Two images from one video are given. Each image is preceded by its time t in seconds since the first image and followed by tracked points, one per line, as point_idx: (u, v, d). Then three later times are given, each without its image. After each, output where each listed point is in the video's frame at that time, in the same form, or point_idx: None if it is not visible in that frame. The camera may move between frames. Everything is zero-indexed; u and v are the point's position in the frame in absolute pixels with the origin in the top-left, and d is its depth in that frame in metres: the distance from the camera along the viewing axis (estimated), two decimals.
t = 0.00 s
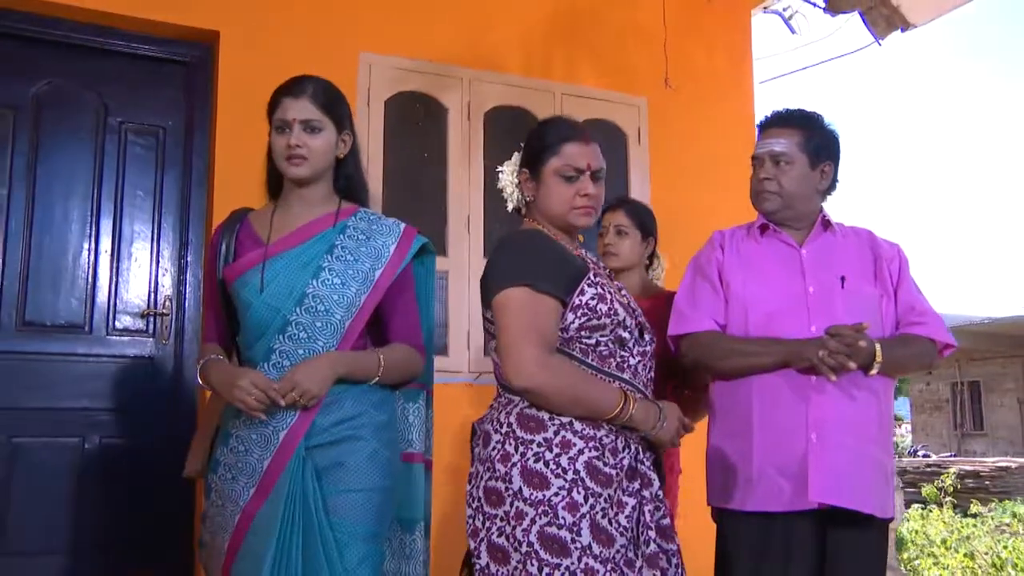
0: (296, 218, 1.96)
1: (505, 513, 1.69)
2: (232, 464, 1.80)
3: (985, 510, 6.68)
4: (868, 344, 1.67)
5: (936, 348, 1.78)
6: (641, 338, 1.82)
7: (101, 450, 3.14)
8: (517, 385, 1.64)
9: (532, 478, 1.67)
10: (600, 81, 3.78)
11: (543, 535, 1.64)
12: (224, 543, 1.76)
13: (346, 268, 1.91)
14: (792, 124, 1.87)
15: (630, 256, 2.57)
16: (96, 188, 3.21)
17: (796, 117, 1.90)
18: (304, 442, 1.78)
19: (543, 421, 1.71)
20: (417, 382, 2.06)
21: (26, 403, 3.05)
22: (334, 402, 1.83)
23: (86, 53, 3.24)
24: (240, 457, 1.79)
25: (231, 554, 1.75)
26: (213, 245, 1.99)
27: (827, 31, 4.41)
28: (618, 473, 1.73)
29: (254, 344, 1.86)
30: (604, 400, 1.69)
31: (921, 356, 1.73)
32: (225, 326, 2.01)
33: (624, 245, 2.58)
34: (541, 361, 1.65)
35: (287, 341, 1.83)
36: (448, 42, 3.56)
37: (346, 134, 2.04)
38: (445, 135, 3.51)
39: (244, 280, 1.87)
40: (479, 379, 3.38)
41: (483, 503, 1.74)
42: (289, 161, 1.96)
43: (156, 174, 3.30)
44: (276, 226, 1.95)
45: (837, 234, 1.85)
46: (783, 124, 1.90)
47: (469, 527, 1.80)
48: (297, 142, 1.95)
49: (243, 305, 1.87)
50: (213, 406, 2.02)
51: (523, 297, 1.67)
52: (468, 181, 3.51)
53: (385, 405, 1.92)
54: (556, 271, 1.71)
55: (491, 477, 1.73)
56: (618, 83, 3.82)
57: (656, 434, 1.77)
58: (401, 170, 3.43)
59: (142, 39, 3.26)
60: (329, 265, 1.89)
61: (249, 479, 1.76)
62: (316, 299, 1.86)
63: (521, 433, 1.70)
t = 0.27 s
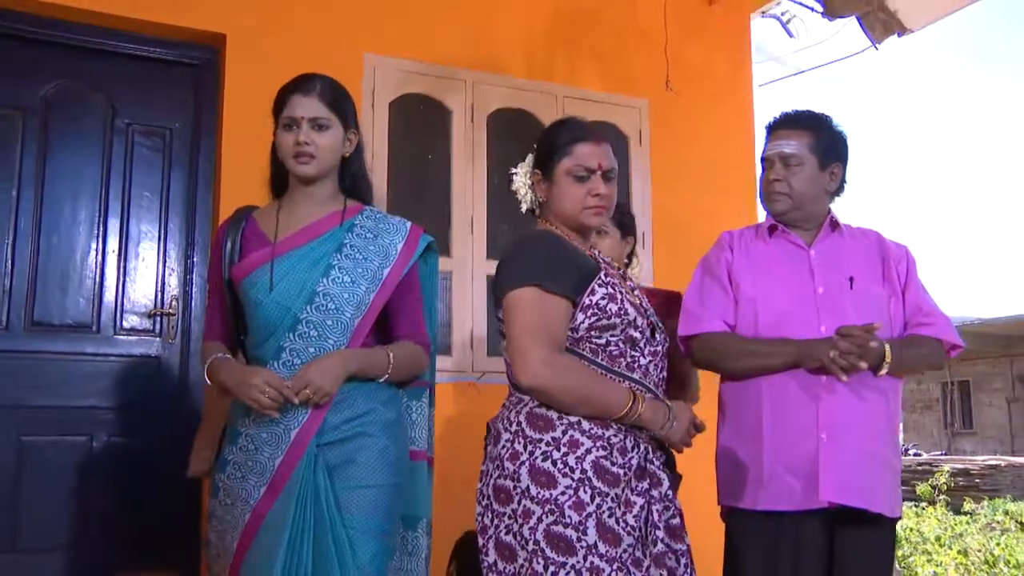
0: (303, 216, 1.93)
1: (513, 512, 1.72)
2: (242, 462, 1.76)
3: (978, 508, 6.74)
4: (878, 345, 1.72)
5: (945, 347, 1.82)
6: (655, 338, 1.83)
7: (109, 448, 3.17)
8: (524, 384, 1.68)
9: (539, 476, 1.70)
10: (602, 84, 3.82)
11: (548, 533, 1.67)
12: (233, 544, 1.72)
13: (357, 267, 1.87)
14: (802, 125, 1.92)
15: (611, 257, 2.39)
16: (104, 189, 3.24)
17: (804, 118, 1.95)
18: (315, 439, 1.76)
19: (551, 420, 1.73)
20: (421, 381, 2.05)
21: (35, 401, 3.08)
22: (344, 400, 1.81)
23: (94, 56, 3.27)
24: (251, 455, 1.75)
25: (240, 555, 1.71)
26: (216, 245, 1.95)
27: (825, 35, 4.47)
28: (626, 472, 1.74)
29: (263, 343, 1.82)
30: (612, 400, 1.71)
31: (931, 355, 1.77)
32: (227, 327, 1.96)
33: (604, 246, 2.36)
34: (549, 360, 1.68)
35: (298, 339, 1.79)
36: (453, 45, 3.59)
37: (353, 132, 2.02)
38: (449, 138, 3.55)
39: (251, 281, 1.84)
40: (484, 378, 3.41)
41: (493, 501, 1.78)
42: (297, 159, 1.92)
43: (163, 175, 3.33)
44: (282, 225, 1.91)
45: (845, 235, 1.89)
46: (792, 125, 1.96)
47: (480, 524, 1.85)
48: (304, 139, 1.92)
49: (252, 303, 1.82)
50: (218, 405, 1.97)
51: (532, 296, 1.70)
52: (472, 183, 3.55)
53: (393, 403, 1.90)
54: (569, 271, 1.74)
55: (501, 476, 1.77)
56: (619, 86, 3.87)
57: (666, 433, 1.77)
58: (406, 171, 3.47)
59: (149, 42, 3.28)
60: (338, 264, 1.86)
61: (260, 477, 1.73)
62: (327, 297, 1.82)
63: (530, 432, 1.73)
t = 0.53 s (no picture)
0: (314, 213, 1.85)
1: (517, 507, 1.75)
2: (251, 460, 1.68)
3: (966, 504, 6.83)
4: (881, 343, 1.78)
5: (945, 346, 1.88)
6: (662, 336, 1.84)
7: (113, 445, 3.20)
8: (530, 381, 1.69)
9: (543, 473, 1.72)
10: (599, 85, 3.87)
11: (551, 529, 1.69)
12: (242, 543, 1.65)
13: (369, 264, 1.80)
14: (803, 125, 1.96)
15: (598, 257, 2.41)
16: (107, 188, 3.27)
17: (805, 118, 2.00)
18: (326, 437, 1.68)
19: (557, 416, 1.75)
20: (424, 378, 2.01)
21: (40, 398, 3.11)
22: (355, 399, 1.73)
23: (97, 56, 3.30)
24: (262, 453, 1.67)
25: (251, 554, 1.64)
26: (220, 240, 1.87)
27: (818, 37, 4.53)
28: (631, 469, 1.76)
29: (273, 342, 1.75)
30: (617, 396, 1.72)
31: (932, 353, 1.83)
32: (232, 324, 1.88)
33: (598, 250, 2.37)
34: (553, 358, 1.69)
35: (309, 338, 1.72)
36: (453, 46, 3.63)
37: (361, 130, 1.94)
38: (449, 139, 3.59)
39: (259, 278, 1.76)
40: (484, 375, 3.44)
41: (498, 496, 1.81)
42: (309, 155, 1.84)
43: (166, 174, 3.36)
44: (290, 221, 1.83)
45: (846, 235, 1.95)
46: (793, 126, 2.01)
47: (485, 518, 1.87)
48: (318, 135, 1.84)
49: (260, 301, 1.75)
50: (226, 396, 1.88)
51: (539, 295, 1.72)
52: (471, 183, 3.59)
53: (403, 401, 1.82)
54: (576, 270, 1.75)
55: (506, 471, 1.79)
56: (616, 87, 3.92)
57: (673, 431, 1.78)
58: (406, 170, 3.51)
59: (152, 42, 3.31)
60: (350, 261, 1.79)
61: (271, 476, 1.65)
62: (338, 295, 1.75)
63: (536, 429, 1.75)
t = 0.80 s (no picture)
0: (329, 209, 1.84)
1: (526, 505, 1.72)
2: (262, 461, 1.68)
3: (957, 504, 6.87)
4: (889, 342, 1.79)
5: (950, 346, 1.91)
6: (674, 333, 1.81)
7: (113, 444, 3.19)
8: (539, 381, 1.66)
9: (552, 471, 1.68)
10: (598, 86, 3.89)
11: (558, 529, 1.65)
12: (251, 545, 1.65)
13: (380, 261, 1.80)
14: (808, 125, 1.97)
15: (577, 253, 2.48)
16: (107, 187, 3.26)
17: (810, 118, 2.00)
18: (341, 437, 1.69)
19: (566, 415, 1.71)
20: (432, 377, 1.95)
21: (40, 398, 3.10)
22: (369, 398, 1.74)
23: (97, 55, 3.29)
24: (273, 454, 1.67)
25: (261, 556, 1.63)
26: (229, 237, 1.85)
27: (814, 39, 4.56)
28: (641, 469, 1.72)
29: (284, 340, 1.74)
30: (626, 395, 1.69)
31: (938, 353, 1.86)
32: (239, 323, 1.85)
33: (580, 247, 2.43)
34: (561, 357, 1.65)
35: (322, 336, 1.72)
36: (453, 47, 3.64)
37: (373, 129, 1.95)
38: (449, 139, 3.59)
39: (269, 274, 1.74)
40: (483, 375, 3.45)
41: (507, 495, 1.79)
42: (331, 149, 1.84)
43: (166, 173, 3.36)
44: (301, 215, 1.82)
45: (851, 235, 1.97)
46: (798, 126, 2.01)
47: (495, 517, 1.85)
48: (341, 128, 1.84)
49: (273, 298, 1.74)
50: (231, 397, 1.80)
51: (549, 295, 1.68)
52: (471, 183, 3.59)
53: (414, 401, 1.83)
54: (587, 268, 1.71)
55: (516, 470, 1.77)
56: (615, 88, 3.93)
57: (684, 430, 1.75)
58: (406, 170, 3.51)
59: (152, 41, 3.31)
60: (363, 258, 1.79)
61: (282, 477, 1.66)
62: (351, 292, 1.75)
63: (544, 427, 1.72)
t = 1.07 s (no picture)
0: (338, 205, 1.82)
1: (531, 507, 1.70)
2: (273, 460, 1.64)
3: (951, 505, 6.87)
4: (898, 344, 1.78)
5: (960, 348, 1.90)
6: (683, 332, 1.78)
7: (109, 446, 3.16)
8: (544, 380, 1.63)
9: (557, 472, 1.66)
10: (597, 86, 3.88)
11: (563, 531, 1.63)
12: (263, 548, 1.61)
13: (394, 256, 1.79)
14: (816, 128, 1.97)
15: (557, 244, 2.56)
16: (104, 187, 3.24)
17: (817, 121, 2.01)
18: (355, 438, 1.67)
19: (572, 415, 1.69)
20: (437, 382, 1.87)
21: (36, 399, 3.07)
22: (382, 398, 1.72)
23: (94, 53, 3.27)
24: (285, 453, 1.64)
25: (275, 558, 1.60)
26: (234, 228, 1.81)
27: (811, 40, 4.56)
28: (648, 470, 1.69)
29: (296, 335, 1.70)
30: (633, 394, 1.66)
31: (948, 353, 1.85)
32: (243, 317, 1.81)
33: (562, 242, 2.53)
34: (567, 357, 1.63)
35: (336, 330, 1.70)
36: (452, 46, 3.62)
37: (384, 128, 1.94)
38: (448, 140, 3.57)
39: (281, 266, 1.71)
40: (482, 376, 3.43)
41: (513, 495, 1.77)
42: (349, 145, 1.82)
43: (163, 172, 3.33)
44: (310, 210, 1.80)
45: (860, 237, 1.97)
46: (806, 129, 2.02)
47: (501, 518, 1.83)
48: (361, 124, 1.82)
49: (284, 290, 1.71)
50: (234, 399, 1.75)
51: (554, 294, 1.66)
52: (469, 183, 3.57)
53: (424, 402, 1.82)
54: (593, 267, 1.69)
55: (522, 471, 1.75)
56: (614, 88, 3.92)
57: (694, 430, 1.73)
58: (405, 170, 3.49)
59: (149, 40, 3.28)
60: (378, 252, 1.78)
61: (297, 476, 1.62)
62: (366, 286, 1.74)
63: (550, 428, 1.70)
